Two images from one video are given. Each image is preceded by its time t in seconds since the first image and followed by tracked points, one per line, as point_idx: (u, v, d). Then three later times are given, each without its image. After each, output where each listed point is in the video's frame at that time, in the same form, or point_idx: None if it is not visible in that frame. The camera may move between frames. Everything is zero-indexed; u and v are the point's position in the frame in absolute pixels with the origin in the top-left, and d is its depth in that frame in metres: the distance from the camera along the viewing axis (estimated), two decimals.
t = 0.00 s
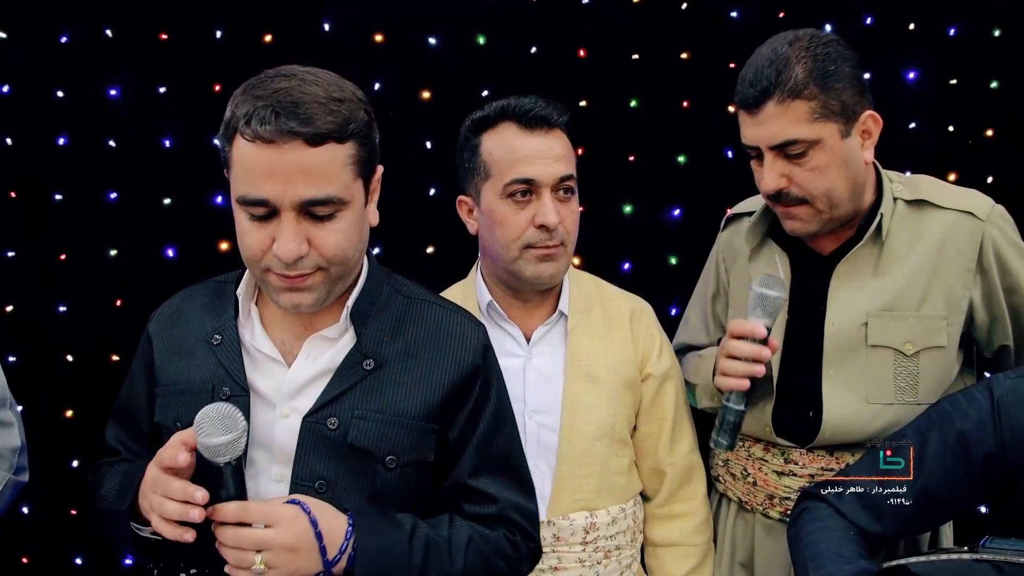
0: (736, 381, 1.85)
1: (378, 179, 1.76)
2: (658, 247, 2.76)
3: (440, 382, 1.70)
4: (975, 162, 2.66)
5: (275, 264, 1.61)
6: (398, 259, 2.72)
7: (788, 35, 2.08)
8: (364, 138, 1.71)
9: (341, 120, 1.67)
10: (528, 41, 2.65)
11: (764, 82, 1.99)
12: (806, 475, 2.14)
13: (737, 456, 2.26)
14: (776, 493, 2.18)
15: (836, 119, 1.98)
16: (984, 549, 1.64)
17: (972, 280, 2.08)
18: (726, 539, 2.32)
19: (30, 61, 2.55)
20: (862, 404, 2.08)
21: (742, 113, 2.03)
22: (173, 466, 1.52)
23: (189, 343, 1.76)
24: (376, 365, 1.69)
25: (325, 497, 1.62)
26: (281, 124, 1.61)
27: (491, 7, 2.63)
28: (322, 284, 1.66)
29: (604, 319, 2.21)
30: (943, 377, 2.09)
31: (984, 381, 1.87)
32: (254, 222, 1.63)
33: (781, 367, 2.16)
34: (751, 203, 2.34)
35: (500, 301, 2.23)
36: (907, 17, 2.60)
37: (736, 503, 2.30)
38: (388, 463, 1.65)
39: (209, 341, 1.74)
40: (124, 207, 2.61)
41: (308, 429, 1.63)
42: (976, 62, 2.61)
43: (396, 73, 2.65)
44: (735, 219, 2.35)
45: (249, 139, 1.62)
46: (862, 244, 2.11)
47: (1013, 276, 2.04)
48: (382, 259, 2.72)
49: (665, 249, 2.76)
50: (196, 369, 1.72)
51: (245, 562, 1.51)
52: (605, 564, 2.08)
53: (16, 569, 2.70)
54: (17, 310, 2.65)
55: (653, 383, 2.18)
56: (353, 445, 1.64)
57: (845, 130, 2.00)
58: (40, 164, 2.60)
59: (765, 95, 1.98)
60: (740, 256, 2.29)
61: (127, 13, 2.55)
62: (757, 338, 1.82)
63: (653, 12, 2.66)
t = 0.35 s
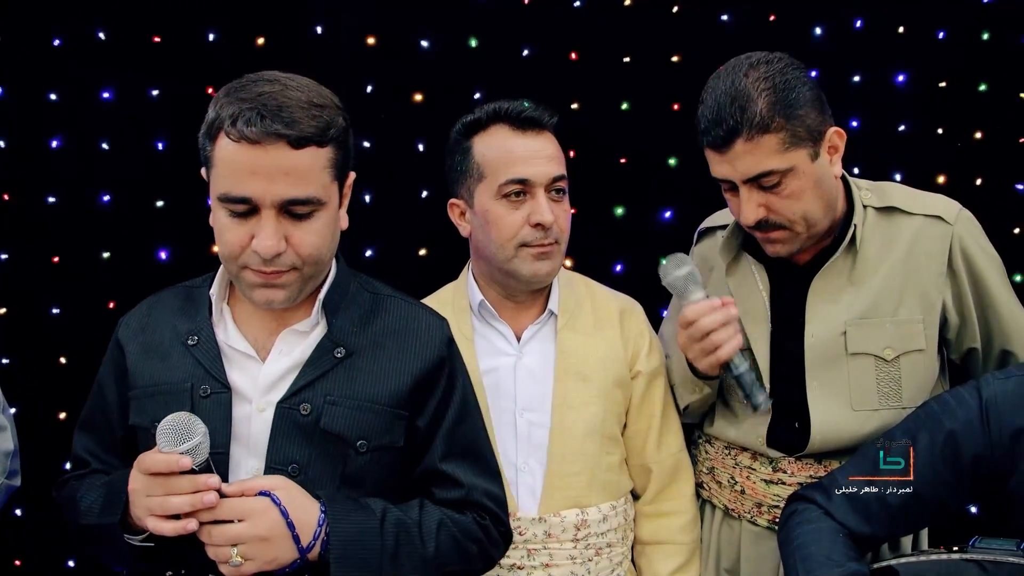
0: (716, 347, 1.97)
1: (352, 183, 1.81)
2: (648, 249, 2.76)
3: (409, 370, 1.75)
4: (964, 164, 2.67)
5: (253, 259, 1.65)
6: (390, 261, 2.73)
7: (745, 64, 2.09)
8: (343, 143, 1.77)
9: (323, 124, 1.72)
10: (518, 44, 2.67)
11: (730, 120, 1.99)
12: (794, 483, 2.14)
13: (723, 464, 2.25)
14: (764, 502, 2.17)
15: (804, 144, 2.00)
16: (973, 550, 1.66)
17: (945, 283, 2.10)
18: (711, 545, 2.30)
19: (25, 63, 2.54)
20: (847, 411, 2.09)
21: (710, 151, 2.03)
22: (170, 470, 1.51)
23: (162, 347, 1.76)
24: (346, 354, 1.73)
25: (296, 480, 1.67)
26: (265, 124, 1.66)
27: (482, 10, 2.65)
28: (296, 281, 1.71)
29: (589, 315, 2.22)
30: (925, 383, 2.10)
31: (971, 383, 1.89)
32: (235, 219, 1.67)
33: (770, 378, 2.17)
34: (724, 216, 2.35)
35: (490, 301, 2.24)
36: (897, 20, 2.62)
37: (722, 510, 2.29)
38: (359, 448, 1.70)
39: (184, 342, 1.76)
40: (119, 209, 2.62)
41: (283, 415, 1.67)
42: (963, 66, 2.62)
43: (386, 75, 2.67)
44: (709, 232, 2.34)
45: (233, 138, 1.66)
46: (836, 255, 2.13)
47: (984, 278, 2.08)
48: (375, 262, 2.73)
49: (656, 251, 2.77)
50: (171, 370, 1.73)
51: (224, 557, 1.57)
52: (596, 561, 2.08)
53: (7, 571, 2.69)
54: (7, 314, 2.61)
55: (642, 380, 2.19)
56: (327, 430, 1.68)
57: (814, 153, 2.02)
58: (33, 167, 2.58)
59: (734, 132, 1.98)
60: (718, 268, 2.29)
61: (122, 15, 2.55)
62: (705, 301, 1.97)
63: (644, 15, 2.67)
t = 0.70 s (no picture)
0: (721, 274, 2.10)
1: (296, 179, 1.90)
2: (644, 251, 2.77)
3: (357, 358, 1.85)
4: (958, 166, 2.68)
5: (208, 243, 1.71)
6: (385, 263, 2.74)
7: (711, 106, 2.05)
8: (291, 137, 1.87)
9: (271, 116, 1.81)
10: (513, 47, 2.68)
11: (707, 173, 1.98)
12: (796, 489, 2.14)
13: (723, 470, 2.24)
14: (765, 508, 2.17)
15: (784, 182, 1.99)
16: (965, 549, 1.67)
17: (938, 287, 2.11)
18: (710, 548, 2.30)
19: (18, 65, 2.54)
20: (847, 421, 2.08)
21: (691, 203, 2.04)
22: (159, 450, 1.53)
23: (118, 344, 1.80)
24: (297, 342, 1.82)
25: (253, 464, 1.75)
26: (219, 112, 1.75)
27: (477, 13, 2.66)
28: (247, 267, 1.78)
29: (580, 316, 2.23)
30: (923, 387, 2.10)
31: (965, 384, 1.89)
32: (188, 206, 1.73)
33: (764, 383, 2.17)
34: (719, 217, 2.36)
35: (482, 302, 2.24)
36: (891, 23, 2.63)
37: (722, 515, 2.29)
38: (313, 431, 1.79)
39: (141, 340, 1.79)
40: (113, 210, 2.62)
41: (239, 402, 1.74)
42: (956, 68, 2.63)
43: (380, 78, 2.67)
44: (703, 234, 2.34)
45: (187, 126, 1.74)
46: (827, 264, 2.13)
47: (977, 281, 2.09)
48: (370, 264, 2.73)
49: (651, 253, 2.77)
50: (128, 367, 1.76)
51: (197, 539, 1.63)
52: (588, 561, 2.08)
53: None
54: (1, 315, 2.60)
55: (634, 380, 2.19)
56: (282, 415, 1.77)
57: (794, 188, 2.01)
58: (26, 168, 2.57)
59: (713, 183, 1.98)
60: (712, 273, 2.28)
61: (117, 17, 2.56)
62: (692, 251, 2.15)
63: (638, 17, 2.68)
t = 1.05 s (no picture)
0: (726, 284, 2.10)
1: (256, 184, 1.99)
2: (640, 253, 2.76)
3: (329, 352, 1.94)
4: (954, 167, 2.68)
5: (174, 241, 1.80)
6: (382, 265, 2.73)
7: (698, 124, 2.05)
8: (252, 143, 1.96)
9: (231, 120, 1.91)
10: (510, 49, 2.68)
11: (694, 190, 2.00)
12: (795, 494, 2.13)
13: (722, 473, 2.23)
14: (763, 511, 2.16)
15: (775, 195, 2.02)
16: (962, 546, 1.66)
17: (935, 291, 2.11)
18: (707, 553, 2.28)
19: (15, 66, 2.53)
20: (844, 427, 2.08)
21: (687, 220, 2.06)
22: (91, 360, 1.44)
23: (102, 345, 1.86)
24: (271, 342, 1.90)
25: (241, 460, 1.82)
26: (180, 117, 1.85)
27: (473, 15, 2.66)
28: (213, 266, 1.86)
29: (581, 320, 2.22)
30: (921, 392, 2.10)
31: (960, 385, 1.89)
32: (154, 208, 1.81)
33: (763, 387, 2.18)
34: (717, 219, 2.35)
35: (481, 306, 2.23)
36: (887, 25, 2.63)
37: (721, 518, 2.27)
38: (294, 425, 1.88)
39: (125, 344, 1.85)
40: (110, 212, 2.61)
41: (221, 403, 1.82)
42: (952, 71, 2.64)
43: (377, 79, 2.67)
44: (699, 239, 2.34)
45: (150, 131, 1.84)
46: (824, 270, 2.13)
47: (975, 284, 2.09)
48: (367, 265, 2.73)
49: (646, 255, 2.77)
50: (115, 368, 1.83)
51: None
52: (586, 564, 2.07)
53: None
54: None
55: (632, 386, 2.19)
56: (263, 412, 1.85)
57: (787, 198, 2.03)
58: (22, 169, 2.57)
59: (704, 201, 2.00)
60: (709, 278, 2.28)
61: (113, 19, 2.56)
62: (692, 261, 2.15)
63: (635, 18, 2.67)
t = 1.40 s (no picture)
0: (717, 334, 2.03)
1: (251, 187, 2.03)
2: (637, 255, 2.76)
3: (314, 348, 1.96)
4: (949, 169, 2.68)
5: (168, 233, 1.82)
6: (378, 266, 2.72)
7: (695, 119, 2.04)
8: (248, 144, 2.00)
9: (230, 120, 1.95)
10: (507, 50, 2.68)
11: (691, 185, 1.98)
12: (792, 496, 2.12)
13: (719, 475, 2.22)
14: (760, 514, 2.16)
15: (772, 192, 2.00)
16: (958, 548, 1.65)
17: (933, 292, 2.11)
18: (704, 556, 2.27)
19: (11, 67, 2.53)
20: (841, 427, 2.08)
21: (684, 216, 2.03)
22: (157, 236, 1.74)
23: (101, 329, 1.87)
24: (256, 340, 1.92)
25: (230, 457, 1.84)
26: (178, 113, 1.89)
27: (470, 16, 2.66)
28: (205, 261, 1.89)
29: (580, 322, 2.22)
30: (918, 393, 2.10)
31: (955, 385, 1.89)
32: (150, 200, 1.84)
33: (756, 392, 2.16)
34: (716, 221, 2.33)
35: (477, 310, 2.24)
36: (883, 28, 2.63)
37: (717, 520, 2.26)
38: (281, 419, 1.89)
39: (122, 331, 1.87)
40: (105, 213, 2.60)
41: (207, 401, 1.84)
42: (946, 73, 2.65)
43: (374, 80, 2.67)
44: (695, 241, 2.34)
45: (151, 126, 1.87)
46: (822, 271, 2.13)
47: (972, 285, 2.09)
48: (363, 267, 2.72)
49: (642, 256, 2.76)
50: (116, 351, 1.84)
51: None
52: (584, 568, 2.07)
53: None
54: None
55: (631, 389, 2.19)
56: (248, 410, 1.87)
57: (785, 195, 2.02)
58: (17, 170, 2.56)
59: (701, 198, 1.98)
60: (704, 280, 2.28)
61: (110, 20, 2.55)
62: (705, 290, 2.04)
63: (631, 20, 2.68)
